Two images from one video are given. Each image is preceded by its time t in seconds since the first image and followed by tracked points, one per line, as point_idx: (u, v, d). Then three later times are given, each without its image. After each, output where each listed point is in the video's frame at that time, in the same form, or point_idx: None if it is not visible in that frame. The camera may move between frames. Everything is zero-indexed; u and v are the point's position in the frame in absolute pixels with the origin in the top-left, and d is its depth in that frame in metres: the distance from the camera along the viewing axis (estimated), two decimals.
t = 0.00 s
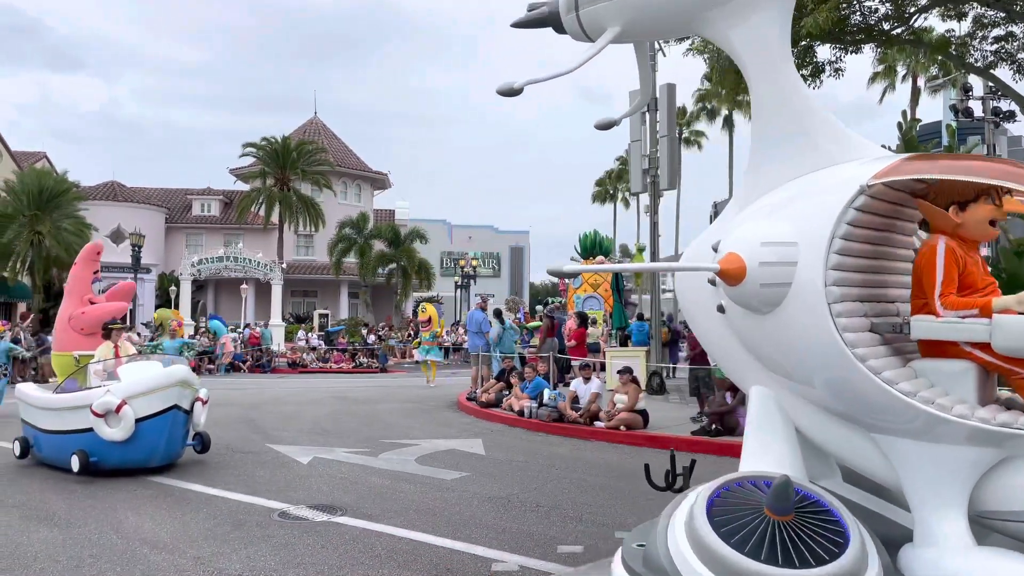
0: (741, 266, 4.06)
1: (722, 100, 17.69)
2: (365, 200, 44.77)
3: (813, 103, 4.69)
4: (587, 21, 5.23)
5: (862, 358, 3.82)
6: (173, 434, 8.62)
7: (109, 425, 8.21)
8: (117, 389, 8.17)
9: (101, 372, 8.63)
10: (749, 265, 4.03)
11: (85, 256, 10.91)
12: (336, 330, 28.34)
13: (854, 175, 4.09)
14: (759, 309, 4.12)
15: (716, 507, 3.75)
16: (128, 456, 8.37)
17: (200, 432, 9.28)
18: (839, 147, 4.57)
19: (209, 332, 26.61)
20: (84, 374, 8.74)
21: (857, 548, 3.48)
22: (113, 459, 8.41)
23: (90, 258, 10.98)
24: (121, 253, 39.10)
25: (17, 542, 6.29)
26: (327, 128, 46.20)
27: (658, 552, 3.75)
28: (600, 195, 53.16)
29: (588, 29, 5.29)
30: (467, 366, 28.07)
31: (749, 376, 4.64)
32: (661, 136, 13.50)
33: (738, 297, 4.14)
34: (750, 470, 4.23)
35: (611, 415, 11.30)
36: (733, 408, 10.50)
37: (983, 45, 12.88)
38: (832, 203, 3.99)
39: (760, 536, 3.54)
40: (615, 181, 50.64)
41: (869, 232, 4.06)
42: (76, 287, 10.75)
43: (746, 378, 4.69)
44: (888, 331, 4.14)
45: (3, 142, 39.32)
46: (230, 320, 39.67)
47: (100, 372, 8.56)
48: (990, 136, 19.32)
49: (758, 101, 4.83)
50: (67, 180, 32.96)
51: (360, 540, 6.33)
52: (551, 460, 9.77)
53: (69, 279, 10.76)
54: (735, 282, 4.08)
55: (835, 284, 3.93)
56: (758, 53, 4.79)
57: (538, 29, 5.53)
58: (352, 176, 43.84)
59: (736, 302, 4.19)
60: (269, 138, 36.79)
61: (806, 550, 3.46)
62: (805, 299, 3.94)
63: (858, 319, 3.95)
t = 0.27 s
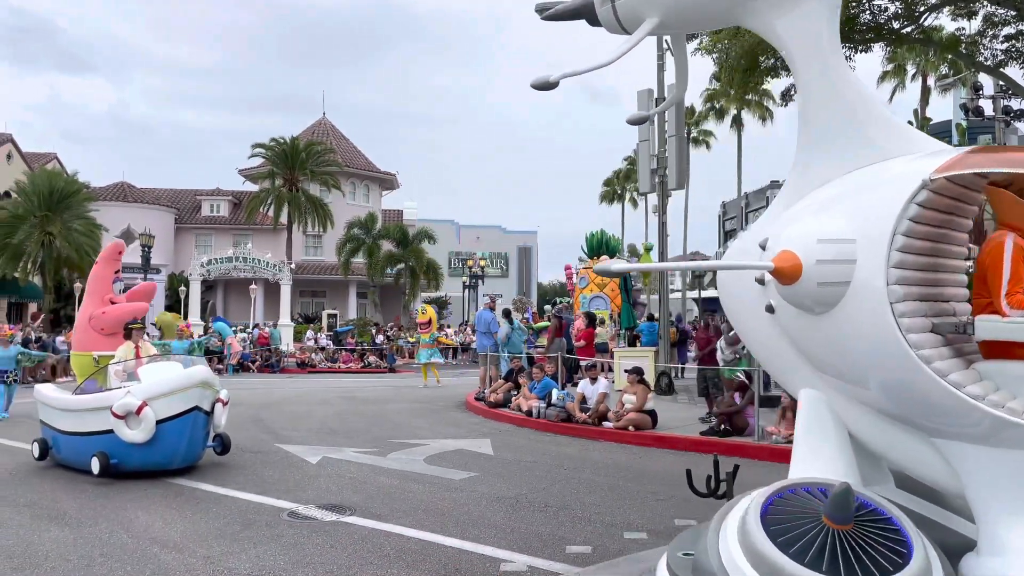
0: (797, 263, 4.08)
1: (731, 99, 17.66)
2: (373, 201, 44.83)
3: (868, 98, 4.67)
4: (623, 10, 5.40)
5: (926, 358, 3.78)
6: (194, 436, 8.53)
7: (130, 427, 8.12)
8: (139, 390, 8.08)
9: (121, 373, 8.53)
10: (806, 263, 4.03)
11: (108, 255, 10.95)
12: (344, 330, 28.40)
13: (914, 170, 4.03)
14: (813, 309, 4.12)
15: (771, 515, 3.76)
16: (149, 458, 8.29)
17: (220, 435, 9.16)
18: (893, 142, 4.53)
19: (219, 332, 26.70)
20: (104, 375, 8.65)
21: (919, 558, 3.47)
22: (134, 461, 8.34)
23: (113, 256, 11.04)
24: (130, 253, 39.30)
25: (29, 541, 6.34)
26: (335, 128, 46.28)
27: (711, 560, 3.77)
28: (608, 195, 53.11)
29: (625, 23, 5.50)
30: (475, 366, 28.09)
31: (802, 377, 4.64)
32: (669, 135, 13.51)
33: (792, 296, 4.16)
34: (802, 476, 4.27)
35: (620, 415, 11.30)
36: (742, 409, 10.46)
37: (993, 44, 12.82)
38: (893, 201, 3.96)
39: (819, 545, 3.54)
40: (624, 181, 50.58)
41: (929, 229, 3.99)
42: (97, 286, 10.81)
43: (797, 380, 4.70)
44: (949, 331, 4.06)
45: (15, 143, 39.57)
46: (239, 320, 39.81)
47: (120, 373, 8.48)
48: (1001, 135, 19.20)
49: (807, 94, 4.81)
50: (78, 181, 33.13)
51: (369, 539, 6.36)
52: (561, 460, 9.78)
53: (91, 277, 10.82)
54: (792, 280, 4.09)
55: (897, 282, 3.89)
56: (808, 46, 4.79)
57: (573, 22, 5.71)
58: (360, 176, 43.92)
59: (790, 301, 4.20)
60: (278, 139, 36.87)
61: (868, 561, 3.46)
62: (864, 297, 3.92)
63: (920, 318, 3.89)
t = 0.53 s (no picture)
0: (858, 260, 4.08)
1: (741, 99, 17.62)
2: (382, 201, 44.93)
3: (927, 94, 4.65)
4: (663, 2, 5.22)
5: (997, 358, 3.72)
6: (218, 438, 8.39)
7: (152, 427, 8.02)
8: (161, 391, 7.96)
9: (143, 373, 8.42)
10: (868, 261, 4.03)
11: (132, 255, 11.06)
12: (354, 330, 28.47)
13: (983, 164, 3.94)
14: (872, 308, 4.13)
15: (830, 524, 3.75)
16: (171, 459, 8.19)
17: (243, 436, 9.02)
18: (951, 133, 4.52)
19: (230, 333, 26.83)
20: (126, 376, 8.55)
21: (988, 567, 3.45)
22: (156, 462, 8.24)
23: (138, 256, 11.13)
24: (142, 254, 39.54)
25: (42, 539, 6.38)
26: (345, 129, 46.40)
27: (769, 567, 3.76)
28: (618, 195, 53.07)
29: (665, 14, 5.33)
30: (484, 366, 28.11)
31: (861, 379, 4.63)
32: (679, 135, 13.52)
33: (850, 294, 4.17)
34: (856, 483, 4.26)
35: (630, 416, 11.27)
36: (753, 408, 10.41)
37: (1006, 42, 12.73)
38: (960, 197, 3.90)
39: (883, 556, 3.52)
40: (633, 181, 50.53)
41: (997, 225, 3.83)
42: (122, 285, 10.92)
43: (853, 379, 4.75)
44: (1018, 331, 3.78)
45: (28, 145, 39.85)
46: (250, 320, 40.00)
47: (142, 373, 8.38)
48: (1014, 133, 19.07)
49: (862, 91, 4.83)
50: (90, 183, 33.29)
51: (380, 538, 6.38)
52: (571, 460, 9.77)
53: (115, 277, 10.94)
54: (853, 277, 4.09)
55: (966, 280, 3.81)
56: (862, 40, 4.82)
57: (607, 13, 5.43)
58: (370, 176, 44.02)
59: (848, 299, 4.21)
60: (288, 140, 36.97)
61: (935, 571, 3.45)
62: (929, 294, 3.90)
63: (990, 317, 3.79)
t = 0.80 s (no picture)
0: (924, 257, 4.11)
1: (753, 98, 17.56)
2: (394, 201, 45.03)
3: (989, 86, 4.70)
4: None
5: None
6: (243, 440, 8.27)
7: (178, 429, 7.92)
8: (186, 392, 7.85)
9: (167, 374, 8.30)
10: (934, 258, 4.07)
11: (160, 254, 11.16)
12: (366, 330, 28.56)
13: None
14: (936, 305, 4.19)
15: (896, 533, 3.71)
16: (197, 461, 8.08)
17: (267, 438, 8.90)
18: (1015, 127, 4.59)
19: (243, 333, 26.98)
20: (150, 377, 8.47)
21: None
22: (181, 464, 8.14)
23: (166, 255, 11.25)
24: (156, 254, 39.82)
25: (57, 538, 6.44)
26: (356, 130, 46.54)
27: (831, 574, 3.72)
28: (629, 195, 53.00)
29: (713, 2, 5.41)
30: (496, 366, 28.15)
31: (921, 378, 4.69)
32: (691, 134, 13.51)
33: (915, 291, 4.22)
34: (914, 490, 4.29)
35: (642, 416, 11.25)
36: (766, 409, 10.36)
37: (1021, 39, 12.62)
38: None
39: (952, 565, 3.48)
40: (645, 181, 50.42)
41: None
42: (149, 282, 11.03)
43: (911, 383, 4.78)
44: None
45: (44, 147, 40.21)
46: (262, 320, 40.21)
47: (166, 374, 8.27)
48: None
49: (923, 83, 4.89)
50: (104, 184, 33.51)
51: (391, 538, 6.39)
52: (583, 460, 9.76)
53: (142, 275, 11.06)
54: (919, 274, 4.13)
55: None
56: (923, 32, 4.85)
57: None
58: (382, 177, 44.14)
59: (912, 296, 4.26)
60: (300, 141, 37.11)
61: None
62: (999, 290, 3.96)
63: None
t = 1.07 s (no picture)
0: (990, 253, 4.49)
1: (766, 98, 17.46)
2: (406, 202, 45.13)
3: None
4: None
5: None
6: (268, 441, 8.15)
7: (204, 431, 7.82)
8: (212, 394, 7.75)
9: (193, 375, 8.19)
10: (1002, 255, 4.45)
11: (190, 254, 11.21)
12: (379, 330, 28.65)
13: None
14: (1001, 303, 4.57)
15: (959, 543, 3.73)
16: (223, 463, 7.97)
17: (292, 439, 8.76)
18: None
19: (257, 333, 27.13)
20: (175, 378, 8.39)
21: None
22: (206, 465, 8.03)
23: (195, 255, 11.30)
24: (170, 255, 40.12)
25: (74, 536, 6.50)
26: (369, 130, 46.69)
27: None
28: (641, 194, 52.90)
29: None
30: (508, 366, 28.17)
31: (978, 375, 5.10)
32: (704, 134, 13.50)
33: (982, 287, 4.59)
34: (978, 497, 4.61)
35: (655, 416, 11.21)
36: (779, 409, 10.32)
37: None
38: None
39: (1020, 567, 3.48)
40: (657, 181, 50.29)
41: None
42: (177, 281, 11.05)
43: (968, 378, 5.22)
44: None
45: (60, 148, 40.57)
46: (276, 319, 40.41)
47: (192, 375, 8.17)
48: None
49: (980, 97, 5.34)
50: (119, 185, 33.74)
51: (404, 537, 6.40)
52: (595, 460, 9.75)
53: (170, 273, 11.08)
54: (987, 270, 4.50)
55: None
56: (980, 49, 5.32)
57: None
58: (394, 177, 44.25)
59: (979, 292, 4.63)
60: (313, 141, 37.24)
61: None
62: None
63: None
